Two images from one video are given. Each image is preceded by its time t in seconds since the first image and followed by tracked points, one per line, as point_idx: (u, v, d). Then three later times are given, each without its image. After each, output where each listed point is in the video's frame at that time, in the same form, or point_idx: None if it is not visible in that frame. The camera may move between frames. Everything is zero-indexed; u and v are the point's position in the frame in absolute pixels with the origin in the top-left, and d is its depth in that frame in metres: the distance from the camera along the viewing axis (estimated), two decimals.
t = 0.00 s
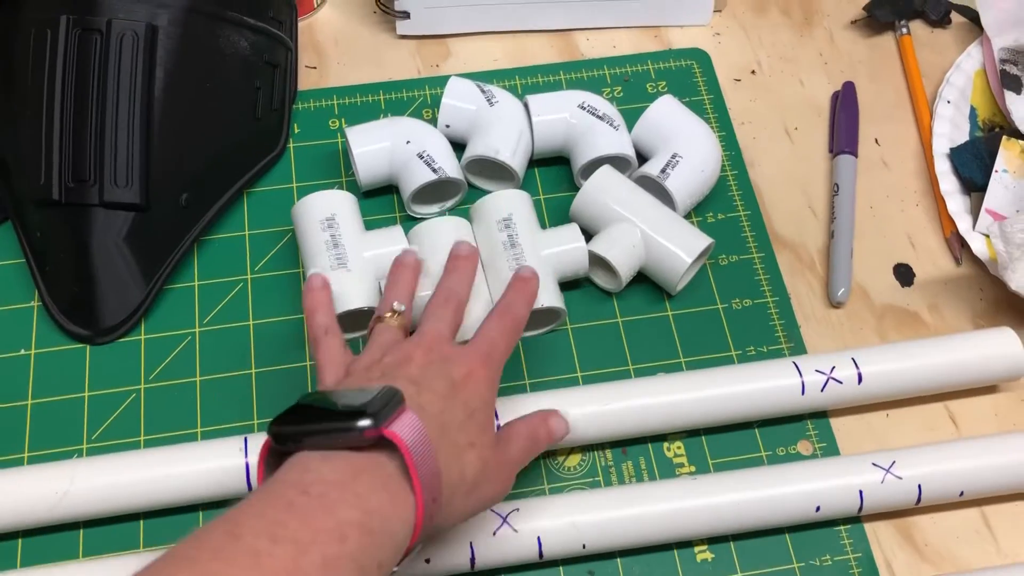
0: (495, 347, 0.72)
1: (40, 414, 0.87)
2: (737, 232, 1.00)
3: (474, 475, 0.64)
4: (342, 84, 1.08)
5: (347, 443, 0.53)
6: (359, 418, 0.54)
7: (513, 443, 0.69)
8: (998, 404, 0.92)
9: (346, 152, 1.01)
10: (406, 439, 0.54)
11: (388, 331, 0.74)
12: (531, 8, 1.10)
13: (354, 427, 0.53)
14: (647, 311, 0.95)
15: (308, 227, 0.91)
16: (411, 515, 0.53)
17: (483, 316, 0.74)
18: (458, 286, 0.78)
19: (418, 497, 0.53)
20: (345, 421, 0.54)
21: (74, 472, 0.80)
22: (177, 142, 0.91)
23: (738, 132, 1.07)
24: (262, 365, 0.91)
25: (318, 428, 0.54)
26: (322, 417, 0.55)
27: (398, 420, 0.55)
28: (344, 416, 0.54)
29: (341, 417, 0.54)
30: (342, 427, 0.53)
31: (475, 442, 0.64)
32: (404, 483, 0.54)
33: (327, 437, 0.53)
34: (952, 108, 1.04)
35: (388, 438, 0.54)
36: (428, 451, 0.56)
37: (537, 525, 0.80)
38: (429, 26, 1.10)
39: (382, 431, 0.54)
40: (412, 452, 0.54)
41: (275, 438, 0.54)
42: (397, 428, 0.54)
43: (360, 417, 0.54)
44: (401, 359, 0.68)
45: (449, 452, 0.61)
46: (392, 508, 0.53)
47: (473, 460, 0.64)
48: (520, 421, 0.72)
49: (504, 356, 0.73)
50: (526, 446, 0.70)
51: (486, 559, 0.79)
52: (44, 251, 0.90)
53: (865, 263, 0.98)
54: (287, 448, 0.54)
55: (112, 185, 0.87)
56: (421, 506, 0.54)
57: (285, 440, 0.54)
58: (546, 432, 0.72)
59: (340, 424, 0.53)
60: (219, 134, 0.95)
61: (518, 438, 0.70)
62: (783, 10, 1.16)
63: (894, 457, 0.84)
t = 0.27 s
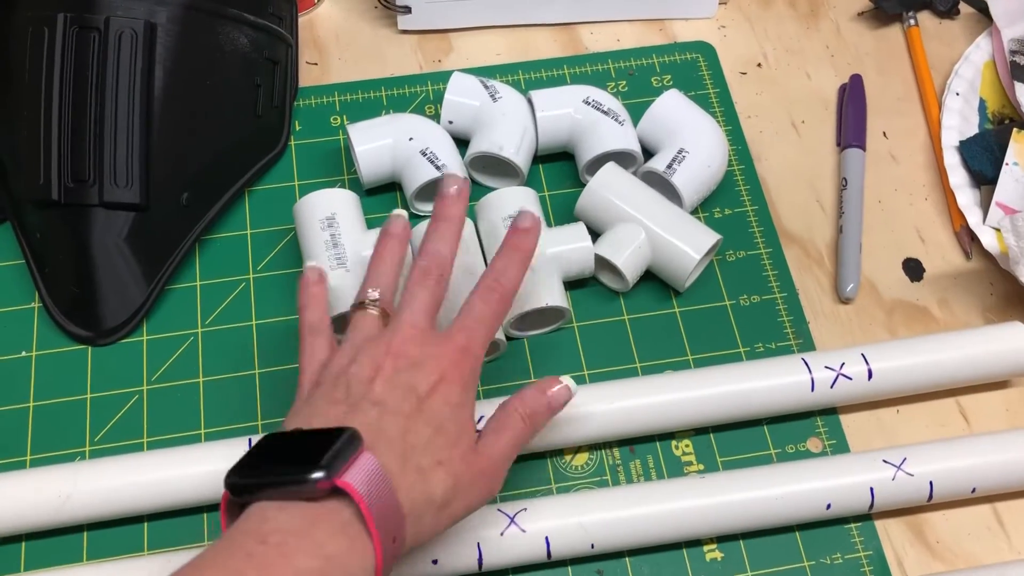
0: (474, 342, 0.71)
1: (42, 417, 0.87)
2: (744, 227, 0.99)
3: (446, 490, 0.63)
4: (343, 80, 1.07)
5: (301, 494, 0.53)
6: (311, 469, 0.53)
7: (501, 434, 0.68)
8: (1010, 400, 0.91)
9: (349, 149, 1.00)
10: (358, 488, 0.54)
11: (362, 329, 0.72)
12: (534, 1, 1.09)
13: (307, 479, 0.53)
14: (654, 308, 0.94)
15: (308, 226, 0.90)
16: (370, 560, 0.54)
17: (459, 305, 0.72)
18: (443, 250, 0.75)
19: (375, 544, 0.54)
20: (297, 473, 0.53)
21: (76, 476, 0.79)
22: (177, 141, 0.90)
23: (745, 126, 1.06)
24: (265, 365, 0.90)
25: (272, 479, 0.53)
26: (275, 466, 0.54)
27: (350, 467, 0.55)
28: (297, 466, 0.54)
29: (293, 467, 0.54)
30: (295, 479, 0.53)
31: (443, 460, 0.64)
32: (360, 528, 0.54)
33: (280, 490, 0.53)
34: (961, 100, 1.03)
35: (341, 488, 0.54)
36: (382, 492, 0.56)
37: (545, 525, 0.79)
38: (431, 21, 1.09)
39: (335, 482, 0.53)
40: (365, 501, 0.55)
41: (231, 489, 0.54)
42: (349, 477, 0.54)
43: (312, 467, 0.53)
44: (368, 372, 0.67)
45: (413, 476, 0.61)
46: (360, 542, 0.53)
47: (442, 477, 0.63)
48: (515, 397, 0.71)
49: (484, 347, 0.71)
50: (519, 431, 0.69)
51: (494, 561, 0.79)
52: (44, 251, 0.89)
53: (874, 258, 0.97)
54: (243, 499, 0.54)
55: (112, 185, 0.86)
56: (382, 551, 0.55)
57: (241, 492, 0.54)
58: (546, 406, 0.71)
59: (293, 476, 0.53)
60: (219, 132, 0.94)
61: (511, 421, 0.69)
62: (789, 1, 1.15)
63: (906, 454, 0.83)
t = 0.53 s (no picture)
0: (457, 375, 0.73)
1: (47, 415, 0.87)
2: (746, 220, 0.99)
3: (440, 491, 0.63)
4: (344, 76, 1.07)
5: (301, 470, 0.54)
6: (313, 444, 0.54)
7: (500, 454, 0.69)
8: (1011, 391, 0.91)
9: (350, 145, 1.00)
10: (360, 464, 0.55)
11: (351, 356, 0.73)
12: None
13: (308, 453, 0.54)
14: (656, 302, 0.95)
15: (311, 221, 0.90)
16: (369, 540, 0.53)
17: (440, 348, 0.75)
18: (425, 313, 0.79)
19: (376, 522, 0.54)
20: (298, 448, 0.54)
21: (82, 473, 0.79)
22: (178, 139, 0.90)
23: (745, 120, 1.06)
24: (269, 362, 0.90)
25: (273, 455, 0.54)
26: (276, 445, 0.55)
27: (351, 445, 0.56)
28: (299, 442, 0.55)
29: (294, 444, 0.55)
30: (296, 454, 0.54)
31: (435, 460, 0.65)
32: (361, 509, 0.54)
33: (281, 464, 0.54)
34: (961, 92, 1.03)
35: (341, 464, 0.54)
36: (385, 477, 0.56)
37: (550, 519, 0.79)
38: (431, 17, 1.09)
39: (336, 455, 0.54)
40: (367, 477, 0.55)
41: (230, 468, 0.54)
42: (350, 453, 0.55)
43: (313, 442, 0.54)
44: (359, 385, 0.68)
45: (407, 471, 0.62)
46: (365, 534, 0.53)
47: (435, 477, 0.64)
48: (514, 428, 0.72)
49: (465, 378, 0.74)
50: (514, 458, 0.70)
51: (499, 555, 0.79)
52: (47, 250, 0.90)
53: (875, 250, 0.98)
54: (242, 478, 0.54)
55: (114, 184, 0.86)
56: (379, 527, 0.54)
57: (241, 471, 0.54)
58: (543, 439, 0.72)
59: (294, 450, 0.54)
60: (221, 130, 0.94)
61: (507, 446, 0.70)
62: None
63: (908, 445, 0.83)
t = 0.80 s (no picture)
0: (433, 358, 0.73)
1: (45, 414, 0.87)
2: (742, 216, 0.99)
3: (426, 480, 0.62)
4: (340, 74, 1.07)
5: (286, 464, 0.54)
6: (297, 437, 0.54)
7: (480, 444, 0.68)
8: (1008, 385, 0.91)
9: (346, 143, 1.00)
10: (346, 457, 0.55)
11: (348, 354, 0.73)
12: None
13: (292, 447, 0.54)
14: (653, 298, 0.95)
15: (309, 218, 0.90)
16: (357, 532, 0.53)
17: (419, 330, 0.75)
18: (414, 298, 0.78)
19: (363, 514, 0.54)
20: (283, 441, 0.54)
21: (81, 472, 0.79)
22: (175, 137, 0.90)
23: (741, 115, 1.06)
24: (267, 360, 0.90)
25: (257, 451, 0.54)
26: (260, 439, 0.55)
27: (337, 439, 0.56)
28: (282, 436, 0.55)
29: (278, 438, 0.55)
30: (281, 448, 0.54)
31: (423, 451, 0.64)
32: (351, 500, 0.54)
33: (266, 458, 0.54)
34: (956, 87, 1.03)
35: (326, 457, 0.55)
36: (373, 469, 0.56)
37: (548, 515, 0.80)
38: (427, 14, 1.09)
39: (320, 447, 0.55)
40: (354, 470, 0.55)
41: (215, 464, 0.54)
42: (335, 446, 0.55)
43: (297, 435, 0.55)
44: (346, 384, 0.68)
45: (395, 463, 0.61)
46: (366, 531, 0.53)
47: (423, 468, 0.63)
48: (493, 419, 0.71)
49: (444, 360, 0.74)
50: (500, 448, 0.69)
51: (498, 551, 0.79)
52: (44, 250, 0.89)
53: (871, 245, 0.98)
54: (228, 474, 0.54)
55: (111, 183, 0.86)
56: (366, 520, 0.54)
57: (225, 467, 0.54)
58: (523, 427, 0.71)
59: (279, 445, 0.54)
60: (217, 128, 0.94)
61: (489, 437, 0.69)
62: None
63: (905, 439, 0.84)
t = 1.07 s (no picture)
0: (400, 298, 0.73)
1: (41, 419, 0.86)
2: (740, 217, 0.99)
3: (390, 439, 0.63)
4: (336, 74, 1.06)
5: (233, 425, 0.57)
6: (235, 398, 0.57)
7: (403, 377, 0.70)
8: (1006, 384, 0.91)
9: (343, 144, 0.99)
10: (290, 413, 0.58)
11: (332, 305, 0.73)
12: None
13: (235, 408, 0.56)
14: (651, 298, 0.95)
15: (257, 213, 0.90)
16: (310, 481, 0.57)
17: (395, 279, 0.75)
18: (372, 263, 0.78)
19: (312, 463, 0.57)
20: (224, 404, 0.57)
21: (78, 476, 0.78)
22: (171, 139, 0.89)
23: (738, 115, 1.06)
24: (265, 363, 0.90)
25: (200, 416, 0.57)
26: (206, 403, 0.58)
27: (280, 397, 0.58)
28: (224, 400, 0.57)
29: (222, 402, 0.57)
30: (221, 410, 0.56)
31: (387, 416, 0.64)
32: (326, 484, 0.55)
33: (209, 423, 0.56)
34: (953, 86, 1.03)
35: (271, 414, 0.57)
36: (317, 419, 0.59)
37: (549, 518, 0.79)
38: (423, 14, 1.09)
39: (264, 406, 0.57)
40: (299, 425, 0.58)
41: (165, 432, 0.57)
42: (278, 404, 0.58)
43: (237, 397, 0.57)
44: (298, 330, 0.69)
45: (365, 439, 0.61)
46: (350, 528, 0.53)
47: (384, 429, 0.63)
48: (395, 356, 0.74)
49: (410, 307, 0.74)
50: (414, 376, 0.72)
51: (498, 553, 0.79)
52: (40, 252, 0.89)
53: (869, 244, 0.98)
54: (179, 440, 0.57)
55: (107, 185, 0.86)
56: (316, 469, 0.58)
57: (175, 433, 0.57)
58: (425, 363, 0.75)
59: (217, 407, 0.57)
60: (214, 129, 0.94)
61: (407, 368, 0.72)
62: None
63: (905, 440, 0.84)
